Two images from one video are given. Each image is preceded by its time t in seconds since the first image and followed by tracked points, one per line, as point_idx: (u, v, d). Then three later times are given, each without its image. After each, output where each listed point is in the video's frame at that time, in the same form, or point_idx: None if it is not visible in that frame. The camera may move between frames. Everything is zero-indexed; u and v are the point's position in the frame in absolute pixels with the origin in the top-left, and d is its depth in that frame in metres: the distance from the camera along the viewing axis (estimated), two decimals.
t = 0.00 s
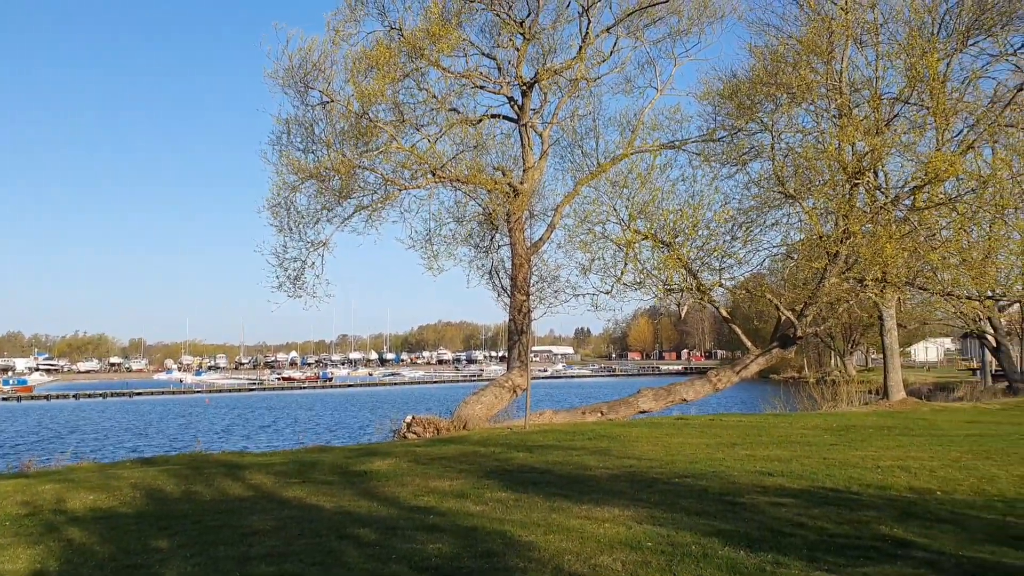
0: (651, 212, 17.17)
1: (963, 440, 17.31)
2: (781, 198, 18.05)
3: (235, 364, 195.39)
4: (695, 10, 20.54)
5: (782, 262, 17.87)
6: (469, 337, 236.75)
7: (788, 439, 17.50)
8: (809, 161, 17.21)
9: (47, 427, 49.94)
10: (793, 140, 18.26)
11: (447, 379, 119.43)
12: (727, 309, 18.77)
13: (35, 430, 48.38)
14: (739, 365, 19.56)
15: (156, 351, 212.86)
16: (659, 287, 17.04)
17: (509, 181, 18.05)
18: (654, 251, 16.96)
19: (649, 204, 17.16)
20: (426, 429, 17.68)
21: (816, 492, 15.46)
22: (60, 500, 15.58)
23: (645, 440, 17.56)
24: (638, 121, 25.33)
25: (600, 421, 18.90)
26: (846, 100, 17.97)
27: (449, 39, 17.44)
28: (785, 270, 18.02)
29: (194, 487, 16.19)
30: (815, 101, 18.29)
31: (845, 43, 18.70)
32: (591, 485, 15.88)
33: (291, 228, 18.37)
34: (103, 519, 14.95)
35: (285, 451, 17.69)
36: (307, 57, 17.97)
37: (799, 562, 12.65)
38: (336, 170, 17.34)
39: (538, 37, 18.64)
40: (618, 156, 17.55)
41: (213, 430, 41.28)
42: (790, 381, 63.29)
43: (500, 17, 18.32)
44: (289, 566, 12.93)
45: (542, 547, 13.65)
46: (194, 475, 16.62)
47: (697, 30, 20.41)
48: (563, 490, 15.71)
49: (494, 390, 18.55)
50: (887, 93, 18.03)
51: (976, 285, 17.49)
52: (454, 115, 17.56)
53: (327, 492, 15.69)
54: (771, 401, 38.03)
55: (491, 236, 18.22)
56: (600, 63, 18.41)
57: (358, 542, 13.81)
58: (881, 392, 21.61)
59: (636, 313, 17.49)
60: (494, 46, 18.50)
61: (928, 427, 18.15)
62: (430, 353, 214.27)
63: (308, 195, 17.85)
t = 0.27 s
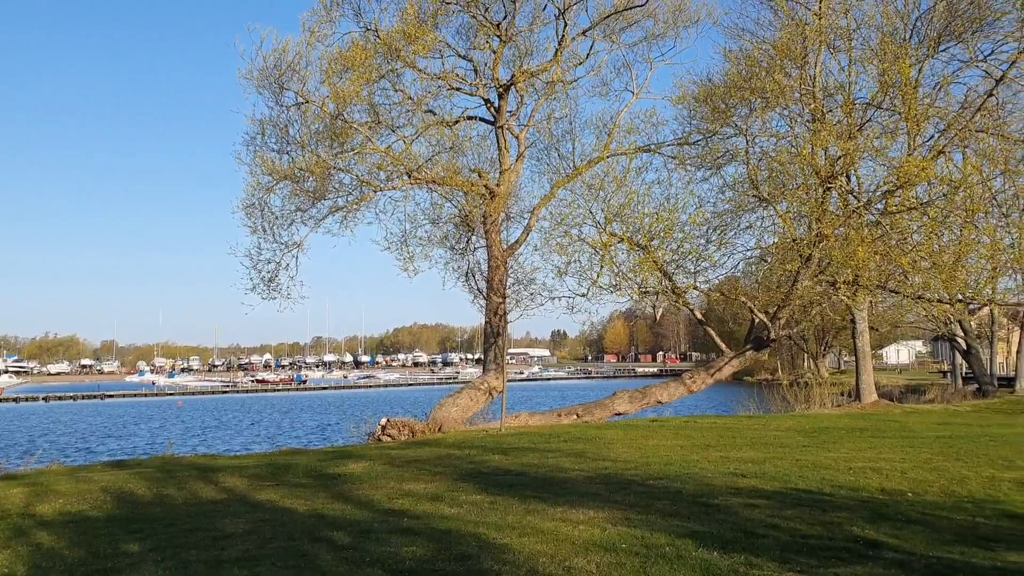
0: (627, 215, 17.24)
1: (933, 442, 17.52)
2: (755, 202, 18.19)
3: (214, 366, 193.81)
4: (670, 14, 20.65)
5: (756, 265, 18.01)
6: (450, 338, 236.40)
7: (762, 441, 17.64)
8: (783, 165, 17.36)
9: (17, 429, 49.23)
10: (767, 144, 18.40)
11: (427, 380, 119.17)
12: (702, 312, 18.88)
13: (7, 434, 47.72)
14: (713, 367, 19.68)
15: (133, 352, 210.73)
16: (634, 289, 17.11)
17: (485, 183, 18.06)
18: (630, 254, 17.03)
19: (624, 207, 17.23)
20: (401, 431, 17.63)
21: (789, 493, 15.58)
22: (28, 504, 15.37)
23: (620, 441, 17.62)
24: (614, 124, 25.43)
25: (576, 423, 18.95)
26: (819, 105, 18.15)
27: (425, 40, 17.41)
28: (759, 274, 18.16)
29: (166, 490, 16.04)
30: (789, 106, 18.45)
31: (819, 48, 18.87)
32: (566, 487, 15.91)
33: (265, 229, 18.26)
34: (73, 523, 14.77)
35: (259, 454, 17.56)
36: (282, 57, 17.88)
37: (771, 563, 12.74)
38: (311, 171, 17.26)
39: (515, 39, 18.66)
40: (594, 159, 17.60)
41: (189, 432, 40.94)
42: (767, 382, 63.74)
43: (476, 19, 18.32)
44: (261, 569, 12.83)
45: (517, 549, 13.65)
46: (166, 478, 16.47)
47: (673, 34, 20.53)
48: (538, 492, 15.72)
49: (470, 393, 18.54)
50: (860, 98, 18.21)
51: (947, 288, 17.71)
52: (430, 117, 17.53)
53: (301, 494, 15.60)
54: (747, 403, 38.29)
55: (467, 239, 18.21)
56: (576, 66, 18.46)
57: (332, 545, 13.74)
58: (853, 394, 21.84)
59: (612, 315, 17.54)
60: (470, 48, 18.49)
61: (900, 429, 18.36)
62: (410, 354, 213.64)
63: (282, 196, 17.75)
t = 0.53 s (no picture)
0: (605, 219, 17.29)
1: (907, 444, 17.70)
2: (732, 206, 18.30)
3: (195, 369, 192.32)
4: (648, 18, 20.76)
5: (733, 269, 18.11)
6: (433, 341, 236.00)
7: (739, 443, 17.73)
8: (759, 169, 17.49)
9: None
10: (744, 149, 18.52)
11: (409, 383, 118.86)
12: (679, 316, 18.97)
13: None
14: (691, 370, 19.77)
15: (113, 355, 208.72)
16: (612, 293, 17.16)
17: (463, 187, 18.06)
18: (608, 257, 17.08)
19: (602, 211, 17.29)
20: (379, 435, 17.57)
21: (765, 496, 15.67)
22: None
23: (598, 445, 17.65)
24: (593, 128, 25.52)
25: (554, 427, 18.97)
26: (795, 110, 18.30)
27: (403, 43, 17.40)
28: (736, 277, 18.27)
29: (140, 495, 15.89)
30: (766, 111, 18.59)
31: (795, 53, 19.03)
32: (544, 490, 15.91)
33: (242, 232, 18.15)
34: (46, 528, 14.59)
35: (235, 458, 17.44)
36: (259, 59, 17.79)
37: (747, 565, 12.80)
38: (288, 173, 17.18)
39: (493, 42, 18.69)
40: (572, 162, 17.64)
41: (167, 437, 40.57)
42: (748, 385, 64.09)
43: (454, 22, 18.32)
44: (236, 574, 12.73)
45: (494, 553, 13.63)
46: (140, 483, 16.32)
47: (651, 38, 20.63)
48: (516, 496, 15.70)
49: (448, 396, 18.51)
50: (835, 103, 18.38)
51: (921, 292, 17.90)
52: (408, 120, 17.52)
53: (277, 499, 15.51)
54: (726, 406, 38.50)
55: (445, 242, 18.19)
56: (555, 70, 18.51)
57: (308, 549, 13.66)
58: (830, 396, 22.02)
59: (590, 319, 17.58)
60: (448, 51, 18.49)
61: (875, 431, 18.53)
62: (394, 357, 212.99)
63: (259, 199, 17.65)
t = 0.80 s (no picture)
0: (589, 220, 17.32)
1: (890, 444, 17.81)
2: (716, 208, 18.36)
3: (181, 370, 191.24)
4: (633, 20, 20.82)
5: (717, 270, 18.18)
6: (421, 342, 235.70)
7: (723, 444, 17.79)
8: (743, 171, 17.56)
9: None
10: (728, 151, 18.60)
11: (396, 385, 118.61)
12: (664, 317, 19.02)
13: None
14: (675, 371, 19.83)
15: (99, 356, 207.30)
16: (597, 294, 17.19)
17: (448, 188, 18.04)
18: (593, 258, 17.11)
19: (587, 212, 17.31)
20: (363, 437, 17.53)
21: (749, 496, 15.72)
22: None
23: (583, 446, 17.67)
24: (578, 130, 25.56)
25: (539, 428, 18.98)
26: (779, 112, 18.39)
27: (388, 44, 17.37)
28: (720, 279, 18.33)
29: (122, 498, 15.78)
30: (750, 112, 18.68)
31: (778, 56, 19.13)
32: (529, 491, 15.91)
33: (226, 233, 18.07)
34: (26, 531, 14.47)
35: (218, 460, 17.35)
36: (243, 59, 17.72)
37: (730, 565, 12.83)
38: (272, 174, 17.12)
39: (478, 43, 18.70)
40: (557, 164, 17.66)
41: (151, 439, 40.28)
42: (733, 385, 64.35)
43: (439, 23, 18.31)
44: None
45: (479, 555, 13.62)
46: (123, 485, 16.20)
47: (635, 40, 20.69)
48: (500, 497, 15.70)
49: (433, 398, 18.49)
50: (818, 105, 18.48)
51: (903, 293, 18.02)
52: (393, 121, 17.49)
53: (260, 501, 15.45)
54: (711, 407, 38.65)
55: (430, 243, 18.17)
56: (540, 71, 18.52)
57: (291, 551, 13.60)
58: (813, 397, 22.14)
59: (575, 320, 17.60)
60: (433, 51, 18.48)
61: (858, 431, 18.64)
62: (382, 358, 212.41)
63: (243, 200, 17.57)
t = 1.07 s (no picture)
0: (568, 222, 17.35)
1: (866, 445, 17.95)
2: (694, 210, 18.45)
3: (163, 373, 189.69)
4: (612, 23, 20.90)
5: (696, 272, 18.28)
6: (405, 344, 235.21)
7: (701, 445, 17.87)
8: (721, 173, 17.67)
9: None
10: (705, 153, 18.70)
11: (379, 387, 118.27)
12: (642, 319, 19.09)
13: None
14: (654, 372, 19.91)
15: (79, 359, 205.23)
16: (576, 296, 17.23)
17: (427, 189, 18.03)
18: (572, 260, 17.14)
19: (566, 214, 17.33)
20: (341, 439, 17.47)
21: (727, 497, 15.80)
22: None
23: (562, 447, 17.68)
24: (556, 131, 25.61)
25: (518, 430, 18.99)
26: (756, 115, 18.52)
27: (367, 45, 17.34)
28: (698, 280, 18.44)
29: (98, 501, 15.61)
30: (727, 115, 18.80)
31: (756, 59, 19.27)
32: (508, 493, 15.91)
33: (202, 234, 17.94)
34: None
35: (195, 463, 17.22)
36: (220, 60, 17.62)
37: (708, 566, 12.87)
38: (249, 175, 17.04)
39: (457, 45, 18.71)
40: (536, 165, 17.69)
41: (129, 442, 39.92)
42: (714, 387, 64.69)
43: (418, 24, 18.30)
44: None
45: (457, 557, 13.59)
46: (98, 488, 16.03)
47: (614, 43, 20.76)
48: (479, 499, 15.68)
49: (411, 400, 18.47)
50: (795, 108, 18.62)
51: (879, 295, 18.18)
52: (371, 122, 17.46)
53: (237, 504, 15.35)
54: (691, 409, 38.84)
55: (409, 245, 18.15)
56: (518, 73, 18.55)
57: (269, 555, 13.51)
58: (791, 398, 22.29)
59: (554, 322, 17.63)
60: (412, 53, 18.46)
61: (835, 432, 18.78)
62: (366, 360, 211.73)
63: (220, 201, 17.47)
